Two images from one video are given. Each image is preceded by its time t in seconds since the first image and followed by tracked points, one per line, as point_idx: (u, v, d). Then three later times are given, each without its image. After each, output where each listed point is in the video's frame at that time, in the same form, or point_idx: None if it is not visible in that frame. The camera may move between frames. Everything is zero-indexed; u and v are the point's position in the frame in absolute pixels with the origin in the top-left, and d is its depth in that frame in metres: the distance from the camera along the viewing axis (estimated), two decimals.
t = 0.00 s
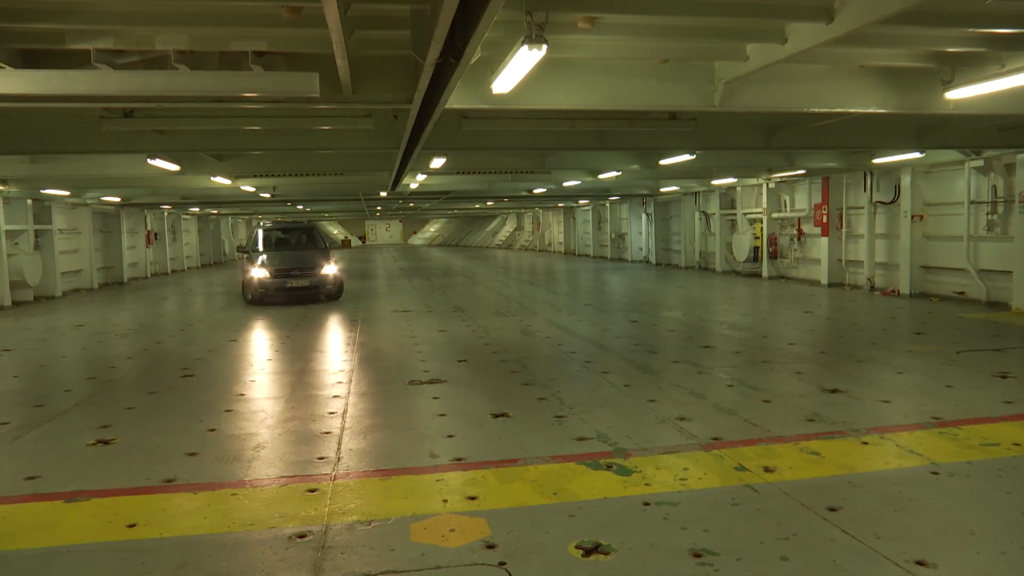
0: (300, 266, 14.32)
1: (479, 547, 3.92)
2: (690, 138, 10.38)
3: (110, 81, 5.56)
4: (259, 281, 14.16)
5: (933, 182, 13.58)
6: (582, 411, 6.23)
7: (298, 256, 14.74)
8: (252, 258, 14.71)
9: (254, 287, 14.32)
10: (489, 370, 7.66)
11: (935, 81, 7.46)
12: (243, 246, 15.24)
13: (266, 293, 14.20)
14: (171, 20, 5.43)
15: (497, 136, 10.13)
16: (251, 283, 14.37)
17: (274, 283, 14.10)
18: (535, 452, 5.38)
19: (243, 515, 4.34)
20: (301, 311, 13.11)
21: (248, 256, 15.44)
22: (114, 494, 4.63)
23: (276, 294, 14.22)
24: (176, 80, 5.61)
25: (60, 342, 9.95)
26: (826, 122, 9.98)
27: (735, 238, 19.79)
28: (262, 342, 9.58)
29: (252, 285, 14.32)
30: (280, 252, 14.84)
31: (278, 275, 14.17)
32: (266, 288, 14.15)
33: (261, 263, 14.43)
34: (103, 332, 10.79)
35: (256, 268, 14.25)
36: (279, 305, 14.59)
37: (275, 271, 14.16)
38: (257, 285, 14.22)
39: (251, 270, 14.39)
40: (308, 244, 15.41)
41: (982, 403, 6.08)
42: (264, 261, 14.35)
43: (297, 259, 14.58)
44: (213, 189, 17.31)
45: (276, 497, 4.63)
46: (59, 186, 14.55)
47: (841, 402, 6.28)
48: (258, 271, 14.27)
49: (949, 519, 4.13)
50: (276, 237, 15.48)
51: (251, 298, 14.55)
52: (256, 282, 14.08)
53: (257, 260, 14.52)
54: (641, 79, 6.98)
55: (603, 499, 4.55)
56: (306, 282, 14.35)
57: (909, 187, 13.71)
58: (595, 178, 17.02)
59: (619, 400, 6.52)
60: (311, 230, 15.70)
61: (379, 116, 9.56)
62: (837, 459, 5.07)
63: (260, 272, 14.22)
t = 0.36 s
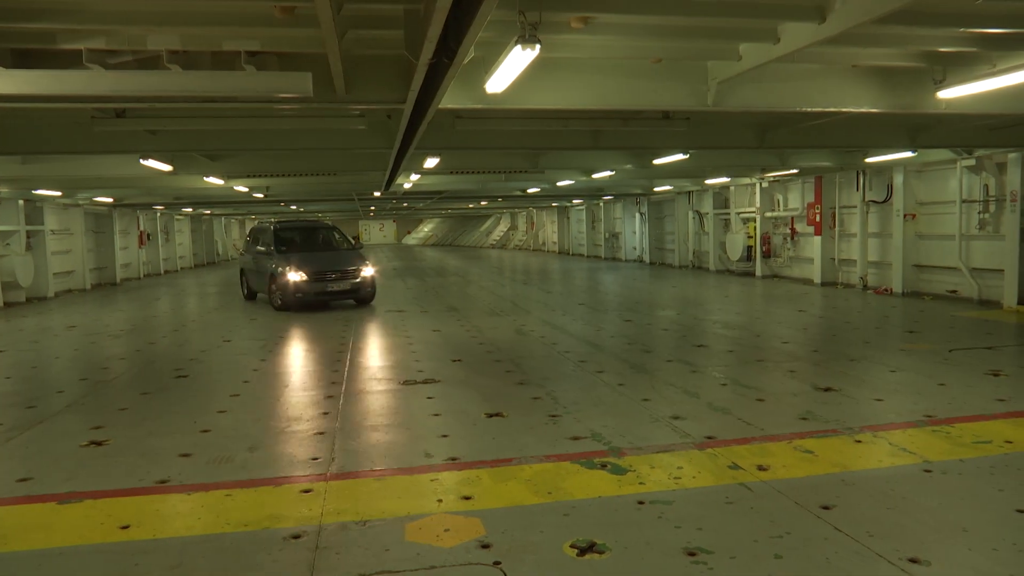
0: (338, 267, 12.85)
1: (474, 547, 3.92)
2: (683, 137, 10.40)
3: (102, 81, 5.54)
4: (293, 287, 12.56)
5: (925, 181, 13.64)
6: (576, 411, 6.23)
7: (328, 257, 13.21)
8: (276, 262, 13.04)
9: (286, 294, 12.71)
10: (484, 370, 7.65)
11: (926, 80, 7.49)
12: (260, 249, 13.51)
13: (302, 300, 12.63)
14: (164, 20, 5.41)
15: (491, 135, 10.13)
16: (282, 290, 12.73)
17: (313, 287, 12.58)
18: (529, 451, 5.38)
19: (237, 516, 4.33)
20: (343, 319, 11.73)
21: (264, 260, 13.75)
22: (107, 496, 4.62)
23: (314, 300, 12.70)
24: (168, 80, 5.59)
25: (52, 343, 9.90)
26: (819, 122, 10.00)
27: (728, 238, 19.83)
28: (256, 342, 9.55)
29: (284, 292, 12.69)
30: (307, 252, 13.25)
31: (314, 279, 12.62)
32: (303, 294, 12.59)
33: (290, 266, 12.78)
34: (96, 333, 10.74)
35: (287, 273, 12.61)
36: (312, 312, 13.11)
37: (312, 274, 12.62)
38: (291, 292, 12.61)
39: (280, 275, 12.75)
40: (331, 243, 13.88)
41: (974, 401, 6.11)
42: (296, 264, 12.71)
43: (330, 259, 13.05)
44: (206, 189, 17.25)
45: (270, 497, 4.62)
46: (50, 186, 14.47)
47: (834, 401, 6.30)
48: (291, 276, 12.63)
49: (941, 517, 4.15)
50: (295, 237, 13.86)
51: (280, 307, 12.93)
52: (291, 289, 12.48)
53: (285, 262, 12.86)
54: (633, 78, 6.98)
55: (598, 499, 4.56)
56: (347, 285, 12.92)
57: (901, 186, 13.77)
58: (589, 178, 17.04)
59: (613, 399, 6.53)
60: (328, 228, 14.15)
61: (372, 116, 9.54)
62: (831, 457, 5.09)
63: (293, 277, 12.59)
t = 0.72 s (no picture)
0: (389, 269, 12.00)
1: (467, 545, 3.92)
2: (676, 135, 10.39)
3: (93, 79, 5.52)
4: (343, 289, 11.58)
5: (916, 179, 13.70)
6: (569, 408, 6.23)
7: (372, 257, 12.31)
8: (318, 262, 11.98)
9: (335, 296, 11.70)
10: (477, 368, 7.64)
11: (917, 79, 7.51)
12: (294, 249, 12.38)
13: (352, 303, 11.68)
14: (155, 18, 5.38)
15: (484, 133, 10.12)
16: (329, 292, 11.71)
17: (365, 290, 11.66)
18: (522, 449, 5.39)
19: (229, 515, 4.32)
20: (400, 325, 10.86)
21: (297, 260, 12.63)
22: (99, 495, 4.60)
23: (365, 304, 11.77)
24: (160, 77, 5.57)
25: (42, 342, 9.85)
26: (810, 120, 10.03)
27: (721, 236, 19.87)
28: (248, 341, 9.52)
29: (331, 294, 11.68)
30: (349, 253, 12.30)
31: (366, 281, 11.71)
32: (354, 296, 11.63)
33: (336, 266, 11.79)
34: (87, 332, 10.69)
35: (337, 274, 11.61)
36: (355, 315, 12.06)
37: (364, 275, 11.71)
38: (341, 295, 11.61)
39: (326, 276, 11.73)
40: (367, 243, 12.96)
41: (965, 398, 6.14)
42: (344, 265, 11.74)
43: (377, 260, 12.16)
44: (197, 187, 17.17)
45: (262, 496, 4.61)
46: (40, 185, 14.39)
47: (826, 398, 6.32)
48: (339, 276, 11.64)
49: (932, 513, 4.17)
50: (329, 236, 12.84)
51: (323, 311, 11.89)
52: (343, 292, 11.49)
53: (330, 263, 11.85)
54: (625, 77, 6.99)
55: (591, 497, 4.57)
56: (399, 288, 12.09)
57: (893, 184, 13.82)
58: (581, 176, 17.05)
59: (606, 397, 6.53)
60: (360, 227, 13.21)
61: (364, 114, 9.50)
62: (822, 454, 5.11)
63: (342, 278, 11.61)
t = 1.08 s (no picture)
0: (443, 273, 10.59)
1: (452, 545, 3.91)
2: (661, 136, 10.42)
3: (74, 78, 5.47)
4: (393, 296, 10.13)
5: (898, 179, 13.82)
6: (554, 408, 6.23)
7: (420, 259, 10.88)
8: (362, 264, 10.48)
9: (384, 303, 10.24)
10: (462, 368, 7.64)
11: (899, 80, 7.58)
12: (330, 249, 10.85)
13: (403, 312, 10.26)
14: (138, 16, 5.35)
15: (469, 134, 10.11)
16: (376, 299, 10.25)
17: (418, 297, 10.25)
18: (507, 449, 5.39)
19: (213, 516, 4.29)
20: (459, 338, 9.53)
21: (331, 261, 11.08)
22: (80, 497, 4.55)
23: (417, 312, 10.36)
24: (143, 76, 5.54)
25: (23, 343, 9.74)
26: (794, 121, 10.08)
27: (706, 235, 19.97)
28: (232, 341, 9.47)
29: (380, 302, 10.24)
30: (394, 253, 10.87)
31: (419, 286, 10.30)
32: (405, 304, 10.21)
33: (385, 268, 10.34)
34: (69, 333, 10.59)
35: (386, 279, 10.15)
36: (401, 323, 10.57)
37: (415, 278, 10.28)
38: (392, 302, 10.16)
39: (373, 281, 10.27)
40: (408, 243, 11.52)
41: (946, 396, 6.19)
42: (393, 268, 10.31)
43: (426, 262, 10.74)
44: (180, 187, 17.04)
45: (246, 497, 4.58)
46: (21, 184, 14.23)
47: (809, 397, 6.36)
48: (389, 281, 10.18)
49: (913, 510, 4.21)
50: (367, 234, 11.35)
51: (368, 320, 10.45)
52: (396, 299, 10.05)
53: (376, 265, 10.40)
54: (610, 77, 7.00)
55: (576, 496, 4.57)
56: (453, 294, 10.68)
57: (876, 184, 13.94)
58: (567, 176, 17.07)
59: (591, 396, 6.54)
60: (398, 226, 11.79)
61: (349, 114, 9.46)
62: (805, 452, 5.14)
63: (392, 283, 10.15)
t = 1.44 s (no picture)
0: (494, 279, 9.30)
1: (422, 546, 3.90)
2: (631, 137, 10.48)
3: (37, 75, 5.37)
4: (441, 304, 8.82)
5: (863, 181, 14.06)
6: (524, 409, 6.23)
7: (465, 263, 9.57)
8: (404, 268, 9.17)
9: (429, 312, 8.93)
10: (433, 369, 7.61)
11: (864, 84, 7.70)
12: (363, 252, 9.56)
13: (452, 323, 8.95)
14: (101, 13, 5.25)
15: (441, 134, 10.08)
16: (421, 308, 8.94)
17: (469, 306, 8.95)
18: (478, 450, 5.38)
19: (179, 521, 4.22)
20: (490, 348, 8.66)
21: (363, 265, 9.77)
22: (42, 503, 4.46)
23: (467, 323, 9.05)
24: (107, 73, 5.45)
25: None
26: (761, 124, 10.20)
27: (676, 237, 20.14)
28: (200, 343, 9.34)
29: (425, 311, 8.93)
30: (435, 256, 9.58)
31: (469, 294, 9.00)
32: (454, 314, 8.91)
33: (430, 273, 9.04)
34: (30, 336, 10.37)
35: (432, 284, 8.86)
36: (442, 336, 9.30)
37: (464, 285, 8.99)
38: (439, 312, 8.85)
39: (418, 287, 8.97)
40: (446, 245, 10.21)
41: (910, 394, 6.30)
42: (438, 272, 9.01)
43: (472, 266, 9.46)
44: (145, 187, 16.76)
45: (214, 501, 4.52)
46: None
47: (777, 396, 6.44)
48: (436, 287, 8.88)
49: (877, 506, 4.28)
50: (404, 235, 10.03)
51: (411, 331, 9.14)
52: (444, 307, 8.74)
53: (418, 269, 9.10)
54: (580, 78, 7.03)
55: (545, 496, 4.58)
56: (505, 302, 9.35)
57: (842, 186, 14.17)
58: (538, 177, 17.09)
59: (561, 397, 6.55)
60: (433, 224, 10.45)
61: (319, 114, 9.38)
62: (772, 451, 5.20)
63: (440, 289, 8.86)
